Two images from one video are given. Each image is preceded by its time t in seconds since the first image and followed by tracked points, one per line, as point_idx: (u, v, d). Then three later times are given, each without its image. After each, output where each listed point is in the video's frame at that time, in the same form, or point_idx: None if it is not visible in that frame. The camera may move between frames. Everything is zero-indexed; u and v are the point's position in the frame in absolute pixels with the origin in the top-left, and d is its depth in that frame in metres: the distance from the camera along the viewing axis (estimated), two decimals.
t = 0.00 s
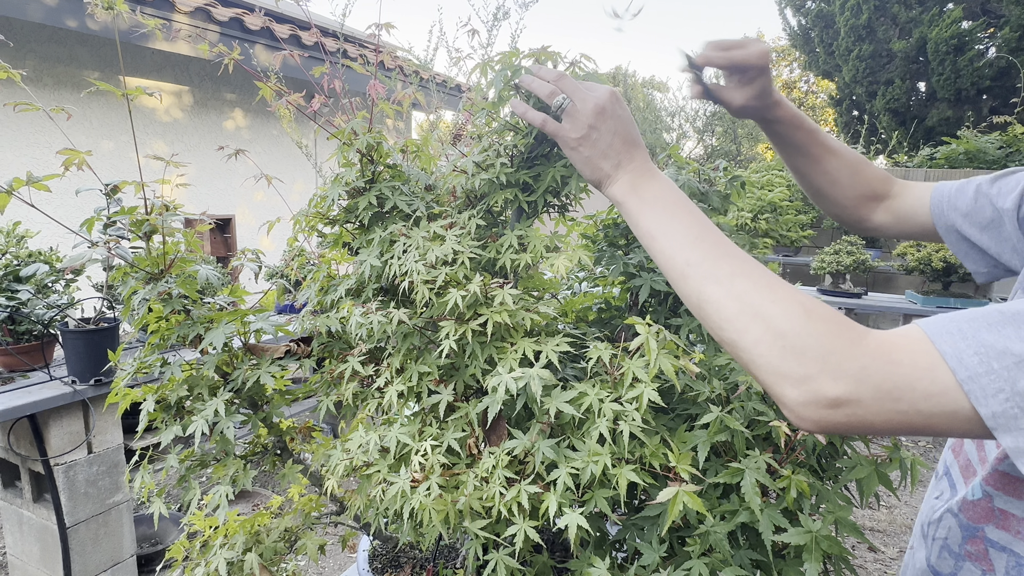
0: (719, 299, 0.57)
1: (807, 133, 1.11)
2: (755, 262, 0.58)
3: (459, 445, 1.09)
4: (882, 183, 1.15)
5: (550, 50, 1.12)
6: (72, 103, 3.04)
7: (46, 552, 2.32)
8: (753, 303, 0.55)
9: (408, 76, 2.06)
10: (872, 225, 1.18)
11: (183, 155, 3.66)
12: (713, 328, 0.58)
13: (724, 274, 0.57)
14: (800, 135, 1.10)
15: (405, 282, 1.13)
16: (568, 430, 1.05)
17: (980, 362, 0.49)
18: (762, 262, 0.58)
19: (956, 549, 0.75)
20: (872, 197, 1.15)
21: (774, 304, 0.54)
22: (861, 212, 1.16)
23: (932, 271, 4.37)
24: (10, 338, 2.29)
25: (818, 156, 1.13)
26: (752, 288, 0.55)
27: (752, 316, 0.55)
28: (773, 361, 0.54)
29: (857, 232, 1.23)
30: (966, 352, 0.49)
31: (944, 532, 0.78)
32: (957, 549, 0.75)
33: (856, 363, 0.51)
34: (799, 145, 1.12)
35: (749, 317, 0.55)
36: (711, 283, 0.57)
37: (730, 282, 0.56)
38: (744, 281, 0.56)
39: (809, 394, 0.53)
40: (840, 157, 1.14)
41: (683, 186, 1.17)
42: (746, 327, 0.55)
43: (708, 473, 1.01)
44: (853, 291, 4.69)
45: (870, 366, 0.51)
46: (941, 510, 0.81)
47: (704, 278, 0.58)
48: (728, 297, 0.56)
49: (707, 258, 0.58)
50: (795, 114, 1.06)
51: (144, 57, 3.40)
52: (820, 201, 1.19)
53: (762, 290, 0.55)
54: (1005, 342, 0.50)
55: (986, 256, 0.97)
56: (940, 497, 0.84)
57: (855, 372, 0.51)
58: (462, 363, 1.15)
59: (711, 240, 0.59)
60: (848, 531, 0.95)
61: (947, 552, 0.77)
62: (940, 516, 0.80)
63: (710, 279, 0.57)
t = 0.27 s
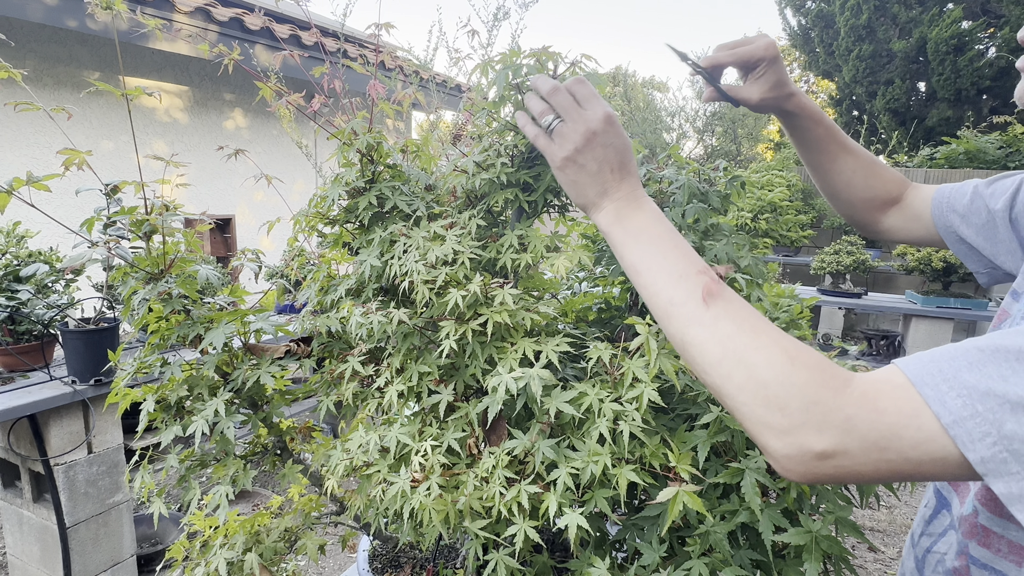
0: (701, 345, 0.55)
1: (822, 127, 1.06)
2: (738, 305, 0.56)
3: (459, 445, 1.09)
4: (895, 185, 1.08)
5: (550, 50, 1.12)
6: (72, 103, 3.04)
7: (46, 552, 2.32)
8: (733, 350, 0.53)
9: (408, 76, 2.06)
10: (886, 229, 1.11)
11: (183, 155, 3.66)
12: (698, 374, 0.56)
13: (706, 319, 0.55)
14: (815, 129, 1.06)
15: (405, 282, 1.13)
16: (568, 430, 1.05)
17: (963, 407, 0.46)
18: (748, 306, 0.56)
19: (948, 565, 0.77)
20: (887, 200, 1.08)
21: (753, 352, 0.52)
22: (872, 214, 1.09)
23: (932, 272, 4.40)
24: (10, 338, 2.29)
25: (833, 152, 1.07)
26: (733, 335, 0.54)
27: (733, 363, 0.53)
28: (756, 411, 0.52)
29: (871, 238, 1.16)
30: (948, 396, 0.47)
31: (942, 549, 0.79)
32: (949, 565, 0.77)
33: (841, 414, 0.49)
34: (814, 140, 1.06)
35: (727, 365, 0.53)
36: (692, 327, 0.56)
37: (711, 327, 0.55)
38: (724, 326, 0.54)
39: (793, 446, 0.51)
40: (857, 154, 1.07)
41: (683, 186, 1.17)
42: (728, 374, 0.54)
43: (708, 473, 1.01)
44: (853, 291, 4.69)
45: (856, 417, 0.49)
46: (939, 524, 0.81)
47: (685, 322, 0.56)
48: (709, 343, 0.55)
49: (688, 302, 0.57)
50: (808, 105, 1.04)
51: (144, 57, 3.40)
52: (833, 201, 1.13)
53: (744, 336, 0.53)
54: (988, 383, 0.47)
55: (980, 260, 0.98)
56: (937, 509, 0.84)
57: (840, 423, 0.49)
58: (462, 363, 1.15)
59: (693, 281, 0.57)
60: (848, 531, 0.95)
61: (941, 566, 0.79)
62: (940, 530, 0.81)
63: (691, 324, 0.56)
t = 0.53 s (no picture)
0: (685, 380, 0.57)
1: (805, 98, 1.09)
2: (719, 337, 0.56)
3: (459, 445, 1.09)
4: (882, 158, 1.11)
5: (550, 50, 1.11)
6: (72, 103, 3.04)
7: (46, 552, 2.32)
8: (716, 387, 0.55)
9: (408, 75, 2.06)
10: (874, 203, 1.14)
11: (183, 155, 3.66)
12: (681, 404, 0.59)
13: (687, 356, 0.56)
14: (799, 100, 1.09)
15: (405, 282, 1.13)
16: (568, 430, 1.05)
17: (944, 438, 0.48)
18: (729, 337, 0.57)
19: (931, 562, 0.79)
20: (874, 174, 1.11)
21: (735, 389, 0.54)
22: (858, 187, 1.13)
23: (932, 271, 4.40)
24: (10, 338, 2.29)
25: (819, 124, 1.10)
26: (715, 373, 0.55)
27: (713, 399, 0.55)
28: (741, 443, 0.55)
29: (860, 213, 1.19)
30: (929, 426, 0.49)
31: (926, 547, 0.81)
32: (932, 562, 0.79)
33: (823, 448, 0.52)
34: (799, 111, 1.10)
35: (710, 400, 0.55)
36: (675, 362, 0.57)
37: (692, 363, 0.56)
38: (706, 362, 0.55)
39: (778, 475, 0.54)
40: (841, 125, 1.11)
41: (683, 186, 1.17)
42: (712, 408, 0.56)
43: (708, 473, 1.00)
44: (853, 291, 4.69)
45: (836, 449, 0.51)
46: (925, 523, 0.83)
47: (669, 359, 0.58)
48: (691, 379, 0.56)
49: (668, 337, 0.58)
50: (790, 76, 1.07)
51: (144, 57, 3.40)
52: (823, 176, 1.15)
53: (726, 373, 0.55)
54: (968, 412, 0.48)
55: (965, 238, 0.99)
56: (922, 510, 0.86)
57: (821, 456, 0.52)
58: (462, 363, 1.15)
59: (674, 314, 0.58)
60: (848, 531, 0.95)
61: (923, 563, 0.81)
62: (926, 527, 0.83)
63: (673, 359, 0.57)
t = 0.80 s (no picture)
0: (676, 337, 0.67)
1: (804, 43, 1.09)
2: (713, 305, 0.66)
3: (459, 445, 1.09)
4: (875, 106, 1.14)
5: (551, 50, 1.11)
6: (72, 103, 3.04)
7: (46, 552, 2.32)
8: (703, 346, 0.64)
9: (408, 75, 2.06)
10: (863, 151, 1.19)
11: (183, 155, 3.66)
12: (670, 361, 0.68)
13: (681, 316, 0.66)
14: (796, 45, 1.09)
15: (405, 282, 1.13)
16: (568, 430, 1.04)
17: (905, 412, 0.56)
18: (720, 305, 0.66)
19: (914, 553, 0.85)
20: (866, 122, 1.15)
21: (720, 350, 0.63)
22: (849, 135, 1.17)
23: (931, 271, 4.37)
24: (10, 338, 2.29)
25: (816, 69, 1.11)
26: (703, 334, 0.64)
27: (700, 357, 0.65)
28: (717, 400, 0.64)
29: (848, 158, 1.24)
30: (893, 401, 0.57)
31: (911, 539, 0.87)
32: (917, 553, 0.85)
33: (790, 413, 0.60)
34: (796, 57, 1.10)
35: (696, 357, 0.65)
36: (669, 320, 0.67)
37: (684, 323, 0.66)
38: (697, 323, 0.65)
39: (747, 432, 0.63)
40: (836, 69, 1.13)
41: (683, 185, 1.17)
42: (696, 365, 0.65)
43: (708, 473, 1.00)
44: (853, 291, 4.68)
45: (802, 415, 0.60)
46: (909, 515, 0.88)
47: (664, 318, 0.68)
48: (682, 337, 0.66)
49: (666, 299, 0.68)
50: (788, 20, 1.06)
51: (144, 57, 3.40)
52: (815, 123, 1.19)
53: (714, 335, 0.64)
54: (930, 390, 0.57)
55: (963, 205, 1.03)
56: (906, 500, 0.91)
57: (788, 420, 0.61)
58: (462, 363, 1.15)
59: (674, 279, 0.68)
60: (848, 531, 0.95)
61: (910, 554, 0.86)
62: (911, 518, 0.88)
63: (668, 318, 0.67)
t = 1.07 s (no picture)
0: (660, 341, 0.68)
1: (804, 25, 1.08)
2: (696, 308, 0.67)
3: (459, 445, 1.09)
4: (877, 92, 1.14)
5: (551, 50, 1.11)
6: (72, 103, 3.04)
7: (46, 552, 2.32)
8: (686, 348, 0.65)
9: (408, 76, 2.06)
10: (864, 137, 1.19)
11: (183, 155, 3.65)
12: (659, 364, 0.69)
13: (664, 319, 0.67)
14: (796, 28, 1.08)
15: (405, 282, 1.13)
16: (568, 430, 1.04)
17: (888, 416, 0.56)
18: (706, 308, 0.67)
19: (908, 555, 0.85)
20: (867, 108, 1.15)
21: (704, 352, 0.64)
22: (850, 121, 1.17)
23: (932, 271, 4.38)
24: (10, 338, 2.29)
25: (816, 55, 1.11)
26: (686, 336, 0.65)
27: (685, 360, 0.65)
28: (704, 403, 0.65)
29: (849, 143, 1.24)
30: (877, 405, 0.57)
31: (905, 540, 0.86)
32: (910, 555, 0.84)
33: (774, 416, 0.61)
34: (795, 40, 1.10)
35: (680, 360, 0.66)
36: (654, 324, 0.68)
37: (667, 326, 0.67)
38: (680, 326, 0.66)
39: (734, 435, 0.64)
40: (836, 53, 1.12)
41: (683, 186, 1.17)
42: (681, 368, 0.66)
43: (708, 473, 1.00)
44: (853, 291, 4.68)
45: (787, 418, 0.60)
46: (900, 516, 0.88)
47: (648, 321, 0.69)
48: (666, 340, 0.67)
49: (653, 303, 0.69)
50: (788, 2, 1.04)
51: (144, 57, 3.40)
52: (815, 107, 1.19)
53: (696, 338, 0.65)
54: (914, 394, 0.56)
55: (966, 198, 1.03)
56: (897, 501, 0.91)
57: (772, 422, 0.61)
58: (462, 363, 1.15)
59: (659, 283, 0.69)
60: (849, 531, 0.95)
61: (903, 555, 0.86)
62: (904, 519, 0.88)
63: (652, 321, 0.68)
